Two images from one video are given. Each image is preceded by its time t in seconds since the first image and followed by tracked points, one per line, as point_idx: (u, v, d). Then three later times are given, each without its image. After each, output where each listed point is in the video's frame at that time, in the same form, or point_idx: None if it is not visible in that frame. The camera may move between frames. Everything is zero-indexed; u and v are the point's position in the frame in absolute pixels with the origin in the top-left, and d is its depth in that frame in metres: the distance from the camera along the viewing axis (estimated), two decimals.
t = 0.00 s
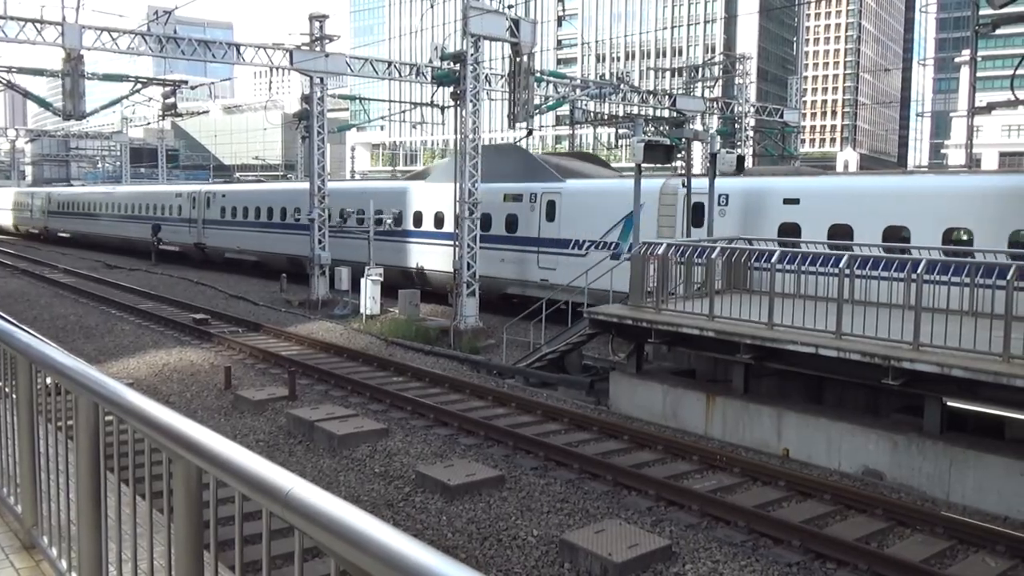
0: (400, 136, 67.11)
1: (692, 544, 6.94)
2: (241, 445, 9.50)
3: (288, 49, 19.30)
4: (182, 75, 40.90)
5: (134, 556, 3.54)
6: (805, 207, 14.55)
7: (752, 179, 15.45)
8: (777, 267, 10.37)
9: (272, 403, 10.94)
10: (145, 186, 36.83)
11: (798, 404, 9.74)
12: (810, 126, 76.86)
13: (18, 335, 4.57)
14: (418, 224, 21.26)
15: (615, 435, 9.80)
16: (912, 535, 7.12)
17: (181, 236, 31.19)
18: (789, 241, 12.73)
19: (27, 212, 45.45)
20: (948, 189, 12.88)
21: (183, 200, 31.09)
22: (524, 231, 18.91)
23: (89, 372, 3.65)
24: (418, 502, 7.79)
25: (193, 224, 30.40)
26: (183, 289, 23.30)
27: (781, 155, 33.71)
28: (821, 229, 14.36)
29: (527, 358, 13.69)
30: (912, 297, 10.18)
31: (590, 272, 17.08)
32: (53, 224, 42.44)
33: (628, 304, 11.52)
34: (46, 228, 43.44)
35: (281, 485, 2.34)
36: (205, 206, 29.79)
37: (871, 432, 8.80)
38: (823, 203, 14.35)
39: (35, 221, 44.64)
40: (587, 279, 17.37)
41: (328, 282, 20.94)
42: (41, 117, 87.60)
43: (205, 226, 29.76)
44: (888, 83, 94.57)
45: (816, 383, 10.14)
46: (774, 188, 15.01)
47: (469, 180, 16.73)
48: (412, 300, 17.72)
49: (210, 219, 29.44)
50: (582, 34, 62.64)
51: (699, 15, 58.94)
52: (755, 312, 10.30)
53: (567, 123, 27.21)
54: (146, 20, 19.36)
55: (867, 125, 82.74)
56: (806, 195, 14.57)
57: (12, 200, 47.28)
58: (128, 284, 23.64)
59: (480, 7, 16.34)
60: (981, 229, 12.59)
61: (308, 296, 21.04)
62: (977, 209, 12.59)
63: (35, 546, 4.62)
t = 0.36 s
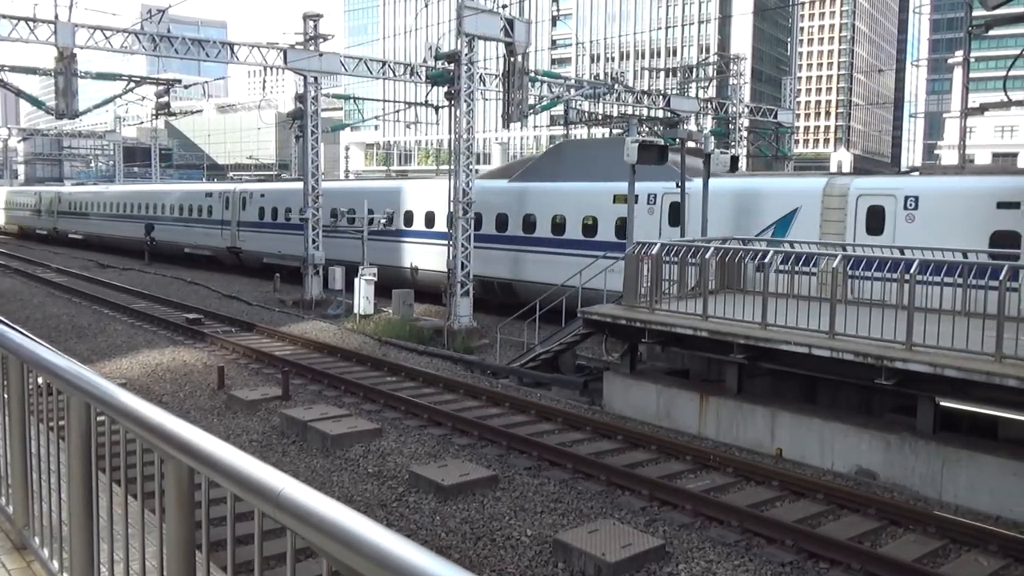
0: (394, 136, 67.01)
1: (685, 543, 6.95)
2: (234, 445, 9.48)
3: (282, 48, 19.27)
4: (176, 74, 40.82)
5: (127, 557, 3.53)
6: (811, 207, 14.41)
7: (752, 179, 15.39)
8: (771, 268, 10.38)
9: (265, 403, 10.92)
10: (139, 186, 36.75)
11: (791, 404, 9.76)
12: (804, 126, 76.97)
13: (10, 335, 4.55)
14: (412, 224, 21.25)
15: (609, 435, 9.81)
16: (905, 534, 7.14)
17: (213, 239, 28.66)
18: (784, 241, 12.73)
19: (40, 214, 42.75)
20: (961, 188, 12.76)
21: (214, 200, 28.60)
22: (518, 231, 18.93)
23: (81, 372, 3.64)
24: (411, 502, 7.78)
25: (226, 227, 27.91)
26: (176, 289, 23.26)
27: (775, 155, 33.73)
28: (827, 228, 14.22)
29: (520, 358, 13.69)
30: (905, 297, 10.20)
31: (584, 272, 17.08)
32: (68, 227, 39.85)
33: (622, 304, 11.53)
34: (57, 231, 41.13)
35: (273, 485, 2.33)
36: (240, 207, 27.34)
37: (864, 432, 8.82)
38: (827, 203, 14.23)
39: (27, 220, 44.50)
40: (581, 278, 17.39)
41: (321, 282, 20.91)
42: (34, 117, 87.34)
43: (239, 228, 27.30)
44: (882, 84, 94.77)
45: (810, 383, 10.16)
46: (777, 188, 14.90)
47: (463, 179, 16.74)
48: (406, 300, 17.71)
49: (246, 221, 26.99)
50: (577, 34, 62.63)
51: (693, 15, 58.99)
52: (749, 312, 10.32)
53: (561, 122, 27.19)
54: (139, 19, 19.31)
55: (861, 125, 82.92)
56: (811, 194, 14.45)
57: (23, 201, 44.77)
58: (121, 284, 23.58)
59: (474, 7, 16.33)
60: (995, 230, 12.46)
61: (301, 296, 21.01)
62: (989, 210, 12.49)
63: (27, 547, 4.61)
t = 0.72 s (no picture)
0: (383, 135, 66.93)
1: (674, 543, 6.97)
2: (221, 445, 9.45)
3: (271, 47, 19.23)
4: (164, 73, 40.65)
5: (113, 557, 3.51)
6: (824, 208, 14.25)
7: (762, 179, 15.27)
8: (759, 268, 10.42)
9: (253, 403, 10.89)
10: (127, 184, 36.59)
11: (779, 404, 9.80)
12: (794, 127, 77.29)
13: None
14: (401, 223, 21.24)
15: (598, 435, 9.83)
16: (892, 534, 7.18)
17: (225, 241, 27.24)
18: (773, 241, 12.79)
19: (49, 214, 40.19)
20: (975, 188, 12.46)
21: (247, 201, 26.32)
22: (507, 231, 18.95)
23: (67, 372, 3.61)
24: (400, 502, 7.78)
25: (260, 230, 25.62)
26: (163, 288, 23.17)
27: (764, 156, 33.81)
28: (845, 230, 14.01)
29: (509, 357, 13.70)
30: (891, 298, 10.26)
31: (573, 271, 17.11)
32: (79, 228, 37.37)
33: (610, 304, 11.56)
34: (65, 232, 38.77)
35: (260, 484, 2.34)
36: (276, 208, 25.03)
37: (851, 432, 8.86)
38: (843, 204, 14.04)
39: (14, 219, 44.20)
40: (570, 278, 17.43)
41: (310, 282, 20.87)
42: (21, 116, 86.93)
43: (275, 231, 25.02)
44: (870, 85, 95.25)
45: (797, 382, 10.21)
46: (790, 189, 14.72)
47: (452, 179, 16.76)
48: (395, 300, 17.69)
49: (265, 223, 25.50)
50: (567, 35, 62.72)
51: (683, 16, 59.10)
52: (737, 313, 10.35)
53: (551, 122, 27.20)
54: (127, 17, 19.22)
55: (849, 126, 83.39)
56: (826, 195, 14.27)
57: (30, 200, 42.14)
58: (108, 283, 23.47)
59: (464, 7, 16.32)
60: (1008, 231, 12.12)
61: (290, 295, 20.96)
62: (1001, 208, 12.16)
63: (12, 547, 4.59)
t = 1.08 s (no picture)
0: (363, 134, 66.75)
1: (653, 542, 7.01)
2: (199, 445, 9.40)
3: (250, 45, 19.13)
4: (142, 71, 40.29)
5: (86, 558, 3.49)
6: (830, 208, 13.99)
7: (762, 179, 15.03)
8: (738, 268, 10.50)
9: (231, 403, 10.84)
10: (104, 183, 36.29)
11: (757, 403, 9.88)
12: (773, 127, 77.71)
13: None
14: (381, 223, 21.21)
15: (577, 434, 9.87)
16: (867, 531, 7.27)
17: (201, 240, 27.21)
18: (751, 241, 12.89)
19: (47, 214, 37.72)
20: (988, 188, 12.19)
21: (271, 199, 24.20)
22: (487, 231, 18.97)
23: (41, 372, 3.59)
24: (379, 502, 7.78)
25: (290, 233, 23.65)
26: (140, 288, 23.00)
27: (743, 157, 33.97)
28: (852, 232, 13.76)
29: (489, 357, 13.72)
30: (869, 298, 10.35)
31: (553, 271, 17.14)
32: (79, 230, 34.94)
33: (590, 304, 11.60)
34: (62, 234, 36.36)
35: (235, 484, 2.35)
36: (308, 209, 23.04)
37: (828, 430, 8.95)
38: (852, 205, 13.76)
39: None
40: (550, 278, 17.46)
41: (289, 281, 20.77)
42: None
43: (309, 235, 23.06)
44: (848, 87, 96.01)
45: (775, 382, 10.30)
46: (794, 189, 14.44)
47: (433, 178, 16.74)
48: (375, 299, 17.65)
49: (243, 223, 25.41)
50: (548, 34, 62.75)
51: (664, 16, 59.24)
52: (717, 312, 10.43)
53: (532, 121, 27.23)
54: (104, 14, 19.04)
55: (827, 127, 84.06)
56: (833, 196, 13.98)
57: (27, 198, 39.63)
58: (84, 282, 23.26)
59: (444, 6, 16.31)
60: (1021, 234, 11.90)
61: (269, 295, 20.87)
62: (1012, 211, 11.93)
63: None
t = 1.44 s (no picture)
0: (331, 133, 66.31)
1: (620, 539, 7.04)
2: (162, 448, 9.28)
3: (216, 42, 18.88)
4: (103, 67, 39.67)
5: (41, 565, 3.42)
6: (818, 210, 13.84)
7: (735, 180, 15.03)
8: (705, 267, 10.57)
9: (195, 405, 10.72)
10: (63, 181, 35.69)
11: (723, 401, 9.96)
12: (740, 128, 78.36)
13: None
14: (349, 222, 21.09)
15: (546, 433, 9.88)
16: (830, 525, 7.36)
17: (164, 238, 26.91)
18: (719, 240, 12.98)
19: (28, 214, 35.20)
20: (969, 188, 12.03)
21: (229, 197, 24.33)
22: (456, 230, 18.95)
23: None
24: (345, 503, 7.73)
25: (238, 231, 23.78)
26: (102, 288, 22.66)
27: (711, 157, 34.20)
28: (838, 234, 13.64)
29: (458, 356, 13.70)
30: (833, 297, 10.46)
31: (522, 270, 17.15)
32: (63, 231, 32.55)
33: (559, 303, 11.61)
34: (43, 234, 33.90)
35: (191, 488, 2.32)
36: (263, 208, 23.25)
37: (792, 427, 9.05)
38: (849, 206, 13.52)
39: None
40: (519, 277, 17.46)
41: (255, 281, 20.59)
42: None
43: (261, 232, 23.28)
44: (814, 88, 97.13)
45: (741, 379, 10.39)
46: (789, 190, 14.23)
47: (401, 178, 16.68)
48: (343, 299, 17.56)
49: (206, 221, 25.22)
50: (518, 34, 62.72)
51: (633, 17, 59.42)
52: (684, 311, 10.49)
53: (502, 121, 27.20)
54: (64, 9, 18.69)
55: (793, 128, 84.99)
56: (828, 196, 13.76)
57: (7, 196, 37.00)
58: (44, 282, 22.87)
59: (414, 4, 16.21)
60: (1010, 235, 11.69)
61: (234, 295, 20.66)
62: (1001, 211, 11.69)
63: None
